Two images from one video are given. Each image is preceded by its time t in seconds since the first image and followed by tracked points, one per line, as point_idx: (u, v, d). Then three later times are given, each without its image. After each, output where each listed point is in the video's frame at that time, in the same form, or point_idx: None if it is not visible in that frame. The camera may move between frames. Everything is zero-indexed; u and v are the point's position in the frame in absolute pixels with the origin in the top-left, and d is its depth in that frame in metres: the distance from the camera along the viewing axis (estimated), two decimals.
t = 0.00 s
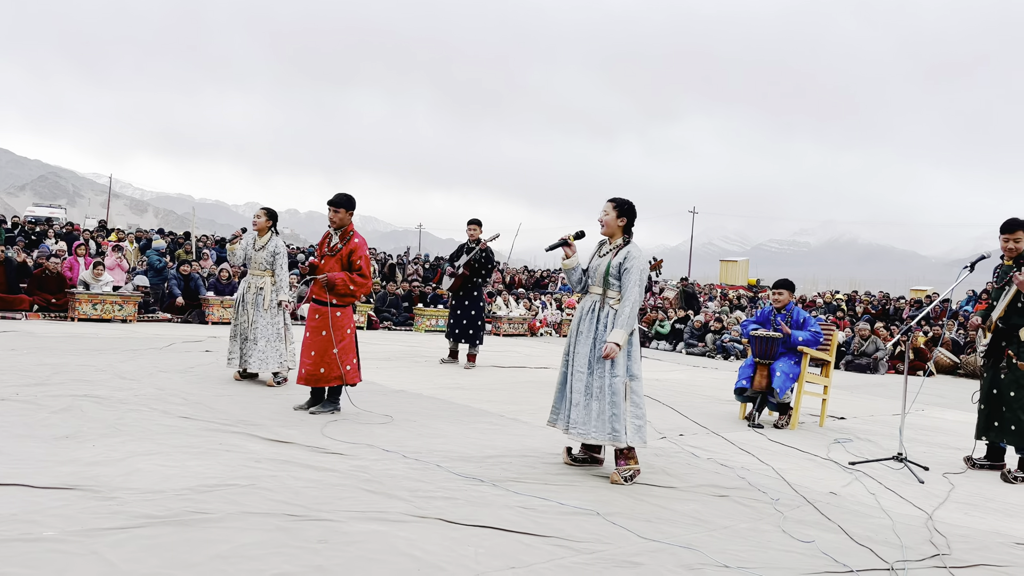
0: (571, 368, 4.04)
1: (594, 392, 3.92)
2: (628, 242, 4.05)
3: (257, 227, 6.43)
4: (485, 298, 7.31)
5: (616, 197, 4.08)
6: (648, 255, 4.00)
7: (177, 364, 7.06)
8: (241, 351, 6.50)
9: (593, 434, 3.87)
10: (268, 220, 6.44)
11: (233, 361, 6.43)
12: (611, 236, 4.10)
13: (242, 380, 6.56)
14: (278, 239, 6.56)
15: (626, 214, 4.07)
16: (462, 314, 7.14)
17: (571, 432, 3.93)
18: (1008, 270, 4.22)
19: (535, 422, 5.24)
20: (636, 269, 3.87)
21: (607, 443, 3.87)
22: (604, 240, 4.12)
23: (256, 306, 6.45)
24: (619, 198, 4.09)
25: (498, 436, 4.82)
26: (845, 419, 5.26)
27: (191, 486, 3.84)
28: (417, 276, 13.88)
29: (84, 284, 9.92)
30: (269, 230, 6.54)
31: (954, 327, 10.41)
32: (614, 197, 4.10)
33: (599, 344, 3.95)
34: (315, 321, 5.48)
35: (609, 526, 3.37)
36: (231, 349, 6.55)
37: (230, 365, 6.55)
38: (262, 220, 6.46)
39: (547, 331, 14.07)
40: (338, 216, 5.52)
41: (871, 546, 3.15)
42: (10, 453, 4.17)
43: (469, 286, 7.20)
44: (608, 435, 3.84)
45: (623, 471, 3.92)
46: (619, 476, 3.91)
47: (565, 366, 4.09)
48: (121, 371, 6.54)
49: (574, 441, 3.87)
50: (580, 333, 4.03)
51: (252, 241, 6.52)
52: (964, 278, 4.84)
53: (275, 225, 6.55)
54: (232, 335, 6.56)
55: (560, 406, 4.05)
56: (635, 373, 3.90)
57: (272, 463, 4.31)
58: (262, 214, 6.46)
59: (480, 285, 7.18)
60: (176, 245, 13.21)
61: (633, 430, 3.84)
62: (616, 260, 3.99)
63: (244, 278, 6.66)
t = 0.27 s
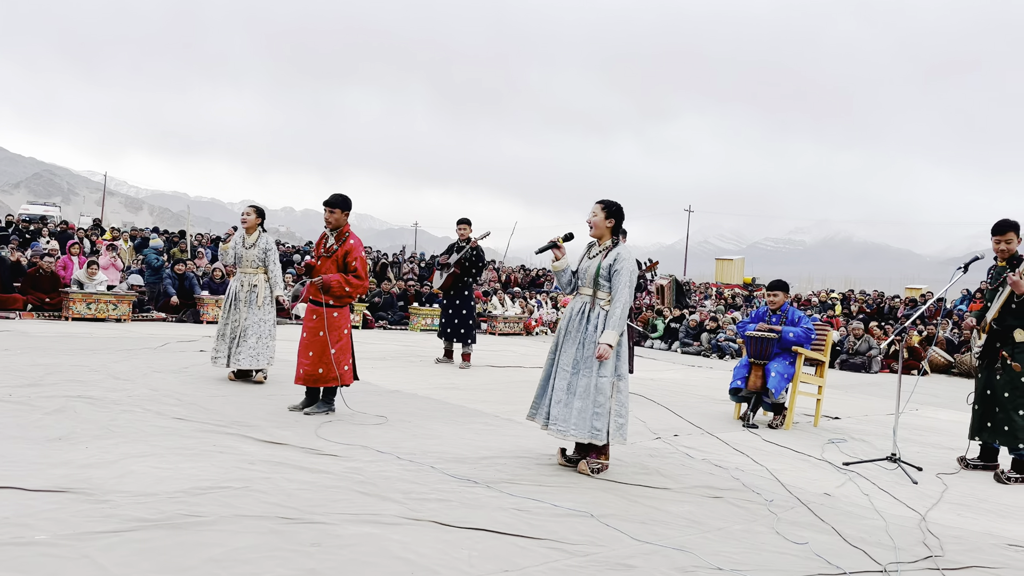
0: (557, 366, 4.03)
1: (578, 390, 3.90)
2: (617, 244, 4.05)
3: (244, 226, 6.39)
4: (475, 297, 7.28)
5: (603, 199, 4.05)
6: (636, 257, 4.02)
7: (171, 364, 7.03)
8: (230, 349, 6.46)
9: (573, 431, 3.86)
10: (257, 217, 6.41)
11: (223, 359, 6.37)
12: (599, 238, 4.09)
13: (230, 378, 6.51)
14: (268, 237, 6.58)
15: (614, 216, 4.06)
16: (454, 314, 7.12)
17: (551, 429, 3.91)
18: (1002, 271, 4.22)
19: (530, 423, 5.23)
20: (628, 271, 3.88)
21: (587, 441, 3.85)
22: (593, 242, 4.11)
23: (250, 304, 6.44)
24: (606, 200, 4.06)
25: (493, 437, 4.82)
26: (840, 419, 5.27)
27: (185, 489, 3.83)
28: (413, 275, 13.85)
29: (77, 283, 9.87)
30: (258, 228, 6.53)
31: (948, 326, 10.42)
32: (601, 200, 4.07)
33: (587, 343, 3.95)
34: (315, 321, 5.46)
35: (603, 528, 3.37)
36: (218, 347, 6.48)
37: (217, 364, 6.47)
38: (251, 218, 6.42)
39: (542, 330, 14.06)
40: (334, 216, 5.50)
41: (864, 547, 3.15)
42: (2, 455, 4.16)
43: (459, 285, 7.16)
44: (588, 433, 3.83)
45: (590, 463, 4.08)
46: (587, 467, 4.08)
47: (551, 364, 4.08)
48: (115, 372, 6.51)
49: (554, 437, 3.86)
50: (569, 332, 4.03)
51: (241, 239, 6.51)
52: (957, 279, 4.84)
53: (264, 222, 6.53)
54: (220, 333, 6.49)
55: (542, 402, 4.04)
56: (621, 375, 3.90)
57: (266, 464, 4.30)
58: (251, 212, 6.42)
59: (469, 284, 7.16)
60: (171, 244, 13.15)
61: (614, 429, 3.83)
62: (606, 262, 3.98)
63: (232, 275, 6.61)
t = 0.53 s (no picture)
0: (552, 366, 3.99)
1: (575, 390, 3.88)
2: (608, 244, 4.04)
3: (235, 226, 6.34)
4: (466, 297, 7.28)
5: (594, 200, 4.04)
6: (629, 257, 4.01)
7: (163, 366, 7.00)
8: (226, 351, 6.42)
9: (571, 431, 3.84)
10: (246, 218, 6.37)
11: (219, 361, 6.32)
12: (591, 239, 4.07)
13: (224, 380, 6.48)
14: (258, 237, 6.55)
15: (605, 216, 4.04)
16: (445, 314, 7.12)
17: (548, 429, 3.89)
18: (993, 274, 4.22)
19: (523, 425, 5.22)
20: (620, 269, 3.89)
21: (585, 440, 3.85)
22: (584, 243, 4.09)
23: (245, 305, 6.41)
24: (597, 201, 4.05)
25: (486, 440, 4.81)
26: (832, 420, 5.27)
27: (176, 495, 3.81)
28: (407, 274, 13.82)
29: (69, 284, 9.82)
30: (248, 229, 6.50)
31: (941, 326, 10.44)
32: (591, 200, 4.06)
33: (584, 343, 3.93)
34: (309, 324, 5.46)
35: (595, 533, 3.36)
36: (212, 349, 6.41)
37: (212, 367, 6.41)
38: (241, 219, 6.37)
39: (536, 330, 14.05)
40: (329, 220, 5.48)
41: (855, 552, 3.15)
42: None
43: (450, 286, 7.16)
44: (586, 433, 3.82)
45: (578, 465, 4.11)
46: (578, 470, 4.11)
47: (546, 364, 4.04)
48: (107, 375, 6.48)
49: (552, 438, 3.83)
50: (564, 332, 3.99)
51: (232, 241, 6.45)
52: (949, 281, 4.84)
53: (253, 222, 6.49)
54: (213, 335, 6.43)
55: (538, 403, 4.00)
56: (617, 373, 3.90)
57: (258, 469, 4.29)
58: (240, 213, 6.38)
59: (461, 284, 7.15)
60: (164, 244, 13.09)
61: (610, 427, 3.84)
62: (599, 263, 3.98)
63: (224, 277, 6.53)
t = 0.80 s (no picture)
0: (553, 375, 3.92)
1: (580, 398, 3.85)
2: (599, 250, 4.04)
3: (226, 232, 6.36)
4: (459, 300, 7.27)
5: (584, 205, 4.03)
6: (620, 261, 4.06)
7: (153, 371, 6.96)
8: (220, 357, 6.39)
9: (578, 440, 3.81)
10: (238, 224, 6.40)
11: (213, 368, 6.29)
12: (581, 245, 4.06)
13: (218, 387, 6.45)
14: (250, 243, 6.53)
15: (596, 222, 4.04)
16: (437, 317, 7.09)
17: (554, 440, 3.81)
18: (981, 277, 4.23)
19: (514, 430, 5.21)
20: (615, 272, 3.93)
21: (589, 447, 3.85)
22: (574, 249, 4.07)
23: (238, 311, 6.38)
24: (587, 206, 4.04)
25: (477, 445, 4.80)
26: (823, 422, 5.27)
27: (164, 503, 3.78)
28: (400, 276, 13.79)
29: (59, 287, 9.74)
30: (239, 235, 6.50)
31: (931, 327, 10.48)
32: (581, 205, 4.05)
33: (586, 349, 3.90)
34: (300, 329, 5.43)
35: (585, 539, 3.35)
36: (207, 356, 6.38)
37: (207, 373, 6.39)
38: (234, 225, 6.40)
39: (528, 332, 14.04)
40: (321, 224, 5.46)
41: (845, 556, 3.15)
42: None
43: (443, 288, 7.13)
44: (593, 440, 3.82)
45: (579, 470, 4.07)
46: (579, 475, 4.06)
47: (546, 373, 3.96)
48: (96, 380, 6.44)
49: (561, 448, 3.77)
50: (564, 339, 3.94)
51: (224, 247, 6.44)
52: (938, 284, 4.84)
53: (246, 229, 6.50)
54: (207, 342, 6.40)
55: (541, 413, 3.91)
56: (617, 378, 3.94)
57: (248, 476, 4.26)
58: (232, 219, 6.37)
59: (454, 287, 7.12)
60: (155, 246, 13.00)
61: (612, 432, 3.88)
62: (595, 268, 3.98)
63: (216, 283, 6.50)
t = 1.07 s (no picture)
0: (559, 384, 3.89)
1: (588, 405, 3.83)
2: (594, 254, 4.03)
3: (219, 235, 6.34)
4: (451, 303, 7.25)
5: (577, 211, 4.03)
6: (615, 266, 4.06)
7: (141, 376, 6.91)
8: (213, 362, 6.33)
9: (589, 448, 3.77)
10: (230, 227, 6.35)
11: (206, 372, 6.24)
12: (575, 250, 4.06)
13: (212, 392, 6.39)
14: (244, 245, 6.46)
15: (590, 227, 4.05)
16: (429, 321, 7.07)
17: (565, 449, 3.78)
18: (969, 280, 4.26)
19: (505, 434, 5.20)
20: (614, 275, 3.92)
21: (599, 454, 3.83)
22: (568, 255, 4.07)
23: (231, 315, 6.31)
24: (580, 211, 4.05)
25: (467, 450, 4.79)
26: (812, 424, 5.28)
27: (151, 512, 3.75)
28: (390, 278, 13.77)
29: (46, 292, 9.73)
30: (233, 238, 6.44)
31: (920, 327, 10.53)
32: (574, 211, 4.05)
33: (590, 356, 3.88)
34: (295, 334, 5.41)
35: (574, 545, 3.35)
36: (201, 360, 6.34)
37: (201, 378, 6.35)
38: (225, 228, 6.35)
39: (519, 334, 14.05)
40: (310, 229, 5.43)
41: (833, 560, 3.16)
42: None
43: (435, 292, 7.10)
44: (603, 447, 3.79)
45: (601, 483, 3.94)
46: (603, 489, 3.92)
47: (551, 382, 3.93)
48: (83, 385, 6.39)
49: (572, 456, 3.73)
50: (568, 347, 3.91)
51: (218, 251, 6.41)
52: (926, 286, 4.86)
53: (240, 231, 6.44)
54: (202, 346, 6.36)
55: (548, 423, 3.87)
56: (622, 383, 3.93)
57: (236, 484, 4.23)
58: (224, 222, 6.35)
59: (447, 290, 7.10)
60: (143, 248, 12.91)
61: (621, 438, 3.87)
62: (593, 272, 3.96)
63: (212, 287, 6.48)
